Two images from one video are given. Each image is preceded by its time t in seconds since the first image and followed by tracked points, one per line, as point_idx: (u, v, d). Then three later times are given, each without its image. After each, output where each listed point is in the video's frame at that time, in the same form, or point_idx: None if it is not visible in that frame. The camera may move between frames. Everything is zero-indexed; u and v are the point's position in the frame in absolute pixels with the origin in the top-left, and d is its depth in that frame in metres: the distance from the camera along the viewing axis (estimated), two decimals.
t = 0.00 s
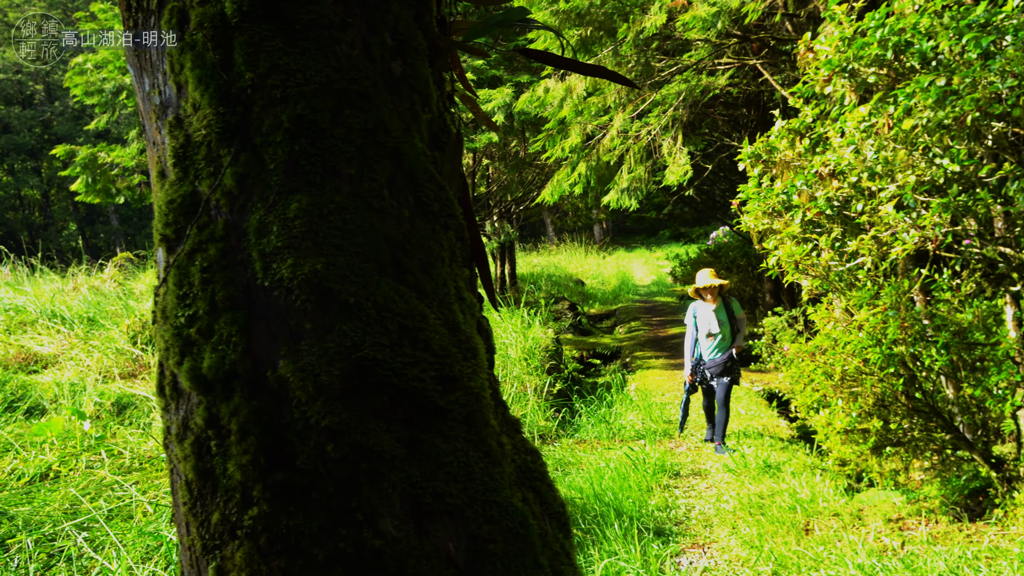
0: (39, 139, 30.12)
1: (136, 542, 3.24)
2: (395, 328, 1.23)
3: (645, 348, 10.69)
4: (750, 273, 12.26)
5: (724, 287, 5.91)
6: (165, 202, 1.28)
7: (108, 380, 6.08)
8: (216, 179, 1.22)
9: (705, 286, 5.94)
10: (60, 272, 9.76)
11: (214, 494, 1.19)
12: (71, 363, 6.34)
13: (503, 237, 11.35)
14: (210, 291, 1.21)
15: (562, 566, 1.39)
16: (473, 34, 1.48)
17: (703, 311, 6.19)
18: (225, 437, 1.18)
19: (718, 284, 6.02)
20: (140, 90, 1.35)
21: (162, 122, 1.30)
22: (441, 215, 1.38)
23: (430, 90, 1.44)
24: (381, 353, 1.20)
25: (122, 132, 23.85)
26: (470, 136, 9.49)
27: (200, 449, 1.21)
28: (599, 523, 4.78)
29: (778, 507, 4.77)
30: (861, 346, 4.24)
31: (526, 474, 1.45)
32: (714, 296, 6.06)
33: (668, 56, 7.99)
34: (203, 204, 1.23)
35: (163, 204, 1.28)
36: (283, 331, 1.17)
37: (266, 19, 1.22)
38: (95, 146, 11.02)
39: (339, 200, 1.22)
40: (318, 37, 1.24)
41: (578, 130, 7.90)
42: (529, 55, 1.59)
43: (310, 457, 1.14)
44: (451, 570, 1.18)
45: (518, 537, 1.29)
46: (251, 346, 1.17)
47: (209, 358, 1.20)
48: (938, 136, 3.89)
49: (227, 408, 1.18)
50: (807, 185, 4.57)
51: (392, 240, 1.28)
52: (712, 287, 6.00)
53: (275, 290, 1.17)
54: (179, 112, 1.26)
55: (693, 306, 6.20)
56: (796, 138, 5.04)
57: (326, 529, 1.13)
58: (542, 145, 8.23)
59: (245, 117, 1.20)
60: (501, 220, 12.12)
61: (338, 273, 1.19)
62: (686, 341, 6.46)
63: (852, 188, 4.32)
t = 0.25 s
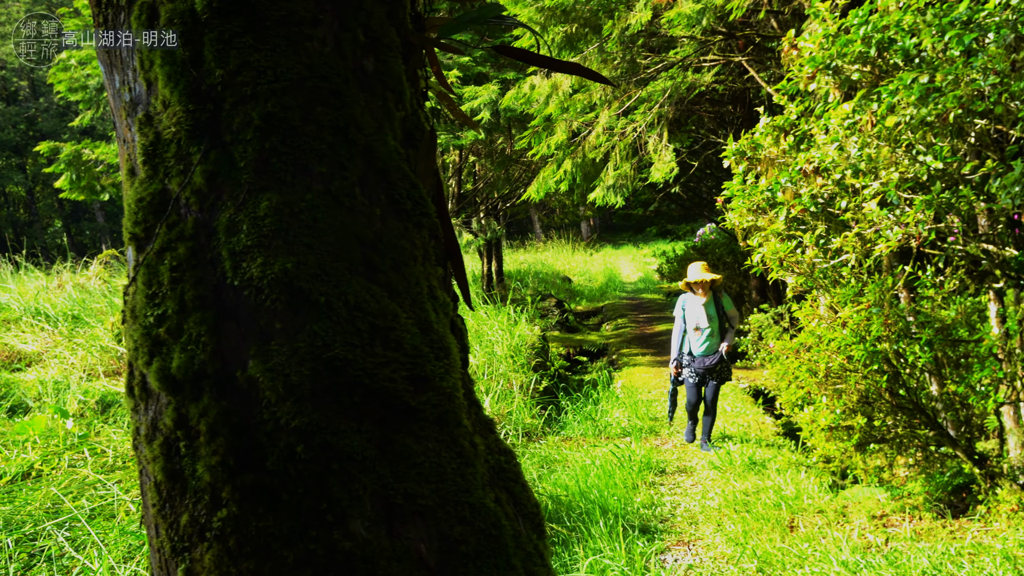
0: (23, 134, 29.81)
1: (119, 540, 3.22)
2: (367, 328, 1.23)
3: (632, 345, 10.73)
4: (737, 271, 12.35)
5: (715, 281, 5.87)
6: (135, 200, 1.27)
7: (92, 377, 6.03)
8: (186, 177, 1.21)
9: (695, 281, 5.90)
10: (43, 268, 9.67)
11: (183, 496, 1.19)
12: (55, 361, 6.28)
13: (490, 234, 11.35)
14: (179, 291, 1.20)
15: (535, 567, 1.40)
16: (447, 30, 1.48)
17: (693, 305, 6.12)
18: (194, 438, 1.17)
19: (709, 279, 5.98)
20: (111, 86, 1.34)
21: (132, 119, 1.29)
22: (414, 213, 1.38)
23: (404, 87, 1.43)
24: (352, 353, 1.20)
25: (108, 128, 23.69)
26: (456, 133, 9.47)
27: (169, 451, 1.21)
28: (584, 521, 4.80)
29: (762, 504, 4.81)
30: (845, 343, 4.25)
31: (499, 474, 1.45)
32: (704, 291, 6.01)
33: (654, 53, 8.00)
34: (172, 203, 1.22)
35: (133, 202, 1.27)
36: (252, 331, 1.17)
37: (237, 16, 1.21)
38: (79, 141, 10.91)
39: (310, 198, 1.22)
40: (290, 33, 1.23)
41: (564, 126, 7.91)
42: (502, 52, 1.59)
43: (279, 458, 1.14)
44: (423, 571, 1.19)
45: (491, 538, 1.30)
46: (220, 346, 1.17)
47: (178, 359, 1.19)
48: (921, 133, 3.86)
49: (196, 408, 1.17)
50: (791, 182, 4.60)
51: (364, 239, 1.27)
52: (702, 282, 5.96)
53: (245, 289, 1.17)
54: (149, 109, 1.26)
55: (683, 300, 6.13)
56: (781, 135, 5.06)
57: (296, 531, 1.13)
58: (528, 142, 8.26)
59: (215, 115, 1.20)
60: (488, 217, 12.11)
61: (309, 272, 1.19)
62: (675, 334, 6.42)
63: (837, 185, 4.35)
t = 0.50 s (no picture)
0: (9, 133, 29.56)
1: (105, 541, 3.21)
2: (346, 328, 1.23)
3: (621, 343, 10.75)
4: (725, 269, 12.39)
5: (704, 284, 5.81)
6: (111, 200, 1.27)
7: (80, 377, 5.99)
8: (163, 176, 1.21)
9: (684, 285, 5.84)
10: (30, 267, 9.59)
11: (161, 498, 1.19)
12: (42, 360, 6.22)
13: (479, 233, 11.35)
14: (156, 291, 1.20)
15: (516, 568, 1.40)
16: (427, 29, 1.47)
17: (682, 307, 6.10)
18: (171, 440, 1.17)
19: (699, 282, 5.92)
20: (88, 85, 1.34)
21: (110, 118, 1.29)
22: (394, 212, 1.37)
23: (383, 85, 1.43)
24: (331, 354, 1.19)
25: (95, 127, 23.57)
26: (445, 132, 9.45)
27: (146, 452, 1.20)
28: (573, 520, 4.81)
29: (751, 502, 4.83)
30: (833, 341, 4.26)
31: (480, 474, 1.45)
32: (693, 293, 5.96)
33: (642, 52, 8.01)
34: (149, 202, 1.22)
35: (111, 202, 1.27)
36: (230, 332, 1.16)
37: (214, 14, 1.21)
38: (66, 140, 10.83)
39: (288, 198, 1.21)
40: (267, 32, 1.23)
41: (553, 125, 7.93)
42: (483, 49, 1.59)
43: (258, 459, 1.14)
44: (402, 572, 1.19)
45: (472, 539, 1.31)
46: (198, 347, 1.16)
47: (155, 360, 1.18)
48: (907, 131, 3.89)
49: (174, 410, 1.17)
50: (779, 180, 4.63)
51: (343, 239, 1.27)
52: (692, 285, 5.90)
53: (223, 289, 1.16)
54: (127, 108, 1.25)
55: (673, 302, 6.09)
56: (768, 134, 5.08)
57: (275, 533, 1.13)
58: (516, 140, 8.27)
59: (192, 113, 1.20)
60: (477, 216, 12.10)
61: (287, 272, 1.19)
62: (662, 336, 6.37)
63: (824, 183, 4.39)
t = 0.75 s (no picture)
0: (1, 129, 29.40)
1: (96, 537, 3.21)
2: (335, 324, 1.22)
3: (614, 341, 10.76)
4: (718, 267, 12.41)
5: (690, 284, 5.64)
6: (99, 195, 1.26)
7: (73, 374, 5.96)
8: (152, 172, 1.21)
9: (669, 285, 5.68)
10: (22, 264, 9.54)
11: (149, 494, 1.19)
12: (35, 357, 6.19)
13: (473, 230, 11.35)
14: (144, 287, 1.20)
15: (506, 565, 1.40)
16: (418, 25, 1.46)
17: (669, 310, 5.89)
18: (160, 436, 1.17)
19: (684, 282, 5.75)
20: (76, 80, 1.34)
21: (98, 114, 1.28)
22: (384, 208, 1.37)
23: (374, 81, 1.42)
24: (319, 350, 1.19)
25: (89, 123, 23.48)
26: (439, 129, 9.44)
27: (135, 448, 1.20)
28: (566, 517, 4.82)
29: (744, 499, 4.84)
30: (825, 338, 4.29)
31: (470, 471, 1.45)
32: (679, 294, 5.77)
33: (636, 49, 8.01)
34: (138, 197, 1.22)
35: (98, 197, 1.27)
36: (218, 328, 1.16)
37: (204, 9, 1.21)
38: (59, 136, 10.77)
39: (277, 193, 1.21)
40: (256, 27, 1.22)
41: (546, 122, 7.93)
42: (474, 46, 1.58)
43: (246, 455, 1.13)
44: (391, 568, 1.19)
45: (461, 535, 1.31)
46: (186, 344, 1.16)
47: (143, 356, 1.18)
48: (901, 129, 3.89)
49: (162, 406, 1.17)
50: (772, 178, 4.57)
51: (333, 235, 1.26)
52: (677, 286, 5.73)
53: (211, 285, 1.16)
54: (115, 103, 1.25)
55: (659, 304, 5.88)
56: (761, 132, 5.10)
57: (263, 530, 1.12)
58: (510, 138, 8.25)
59: (181, 108, 1.20)
60: (471, 213, 12.08)
61: (276, 268, 1.18)
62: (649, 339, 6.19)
63: (817, 181, 4.41)
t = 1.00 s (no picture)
0: None
1: (83, 528, 3.21)
2: (318, 315, 1.22)
3: (603, 332, 10.79)
4: (707, 258, 12.46)
5: (671, 270, 5.54)
6: (81, 184, 1.25)
7: (60, 364, 5.92)
8: (133, 162, 1.20)
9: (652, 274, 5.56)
10: (9, 254, 9.45)
11: (130, 486, 1.18)
12: (21, 348, 6.14)
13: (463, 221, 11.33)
14: (126, 277, 1.19)
15: (489, 557, 1.40)
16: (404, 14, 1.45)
17: (651, 299, 5.81)
18: (141, 427, 1.16)
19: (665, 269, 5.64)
20: (57, 68, 1.32)
21: (80, 102, 1.27)
22: (368, 199, 1.37)
23: (359, 70, 1.41)
24: (303, 341, 1.19)
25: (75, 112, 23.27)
26: (428, 119, 9.41)
27: (116, 440, 1.20)
28: (554, 508, 4.84)
29: (731, 490, 4.86)
30: (813, 330, 4.31)
31: (454, 462, 1.45)
32: (661, 282, 5.69)
33: (626, 40, 7.99)
34: (119, 187, 1.21)
35: (79, 187, 1.26)
36: (200, 319, 1.15)
37: None
38: (45, 126, 10.65)
39: (260, 183, 1.20)
40: (240, 15, 1.21)
41: (536, 113, 7.93)
42: (460, 35, 1.57)
43: (228, 447, 1.13)
44: (374, 560, 1.19)
45: (444, 527, 1.31)
46: (169, 335, 1.16)
47: (125, 347, 1.18)
48: (889, 122, 3.95)
49: (143, 397, 1.16)
50: (761, 169, 4.61)
51: (316, 225, 1.26)
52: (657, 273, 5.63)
53: (194, 276, 1.16)
54: (97, 92, 1.24)
55: (640, 294, 5.82)
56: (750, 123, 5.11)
57: (245, 521, 1.12)
58: (500, 129, 8.23)
59: (163, 97, 1.19)
60: (461, 204, 12.06)
61: (259, 258, 1.18)
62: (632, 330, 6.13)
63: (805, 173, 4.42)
